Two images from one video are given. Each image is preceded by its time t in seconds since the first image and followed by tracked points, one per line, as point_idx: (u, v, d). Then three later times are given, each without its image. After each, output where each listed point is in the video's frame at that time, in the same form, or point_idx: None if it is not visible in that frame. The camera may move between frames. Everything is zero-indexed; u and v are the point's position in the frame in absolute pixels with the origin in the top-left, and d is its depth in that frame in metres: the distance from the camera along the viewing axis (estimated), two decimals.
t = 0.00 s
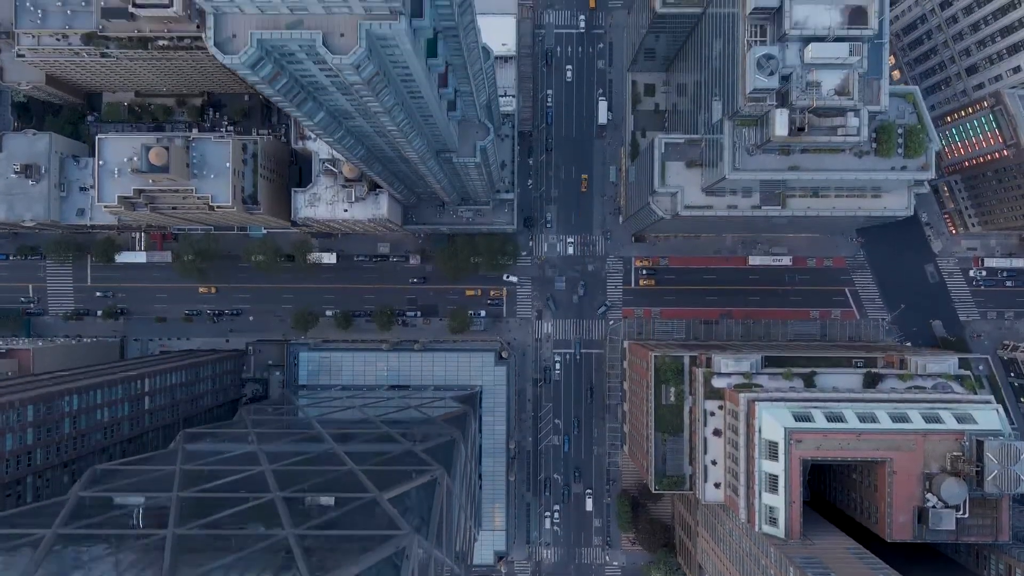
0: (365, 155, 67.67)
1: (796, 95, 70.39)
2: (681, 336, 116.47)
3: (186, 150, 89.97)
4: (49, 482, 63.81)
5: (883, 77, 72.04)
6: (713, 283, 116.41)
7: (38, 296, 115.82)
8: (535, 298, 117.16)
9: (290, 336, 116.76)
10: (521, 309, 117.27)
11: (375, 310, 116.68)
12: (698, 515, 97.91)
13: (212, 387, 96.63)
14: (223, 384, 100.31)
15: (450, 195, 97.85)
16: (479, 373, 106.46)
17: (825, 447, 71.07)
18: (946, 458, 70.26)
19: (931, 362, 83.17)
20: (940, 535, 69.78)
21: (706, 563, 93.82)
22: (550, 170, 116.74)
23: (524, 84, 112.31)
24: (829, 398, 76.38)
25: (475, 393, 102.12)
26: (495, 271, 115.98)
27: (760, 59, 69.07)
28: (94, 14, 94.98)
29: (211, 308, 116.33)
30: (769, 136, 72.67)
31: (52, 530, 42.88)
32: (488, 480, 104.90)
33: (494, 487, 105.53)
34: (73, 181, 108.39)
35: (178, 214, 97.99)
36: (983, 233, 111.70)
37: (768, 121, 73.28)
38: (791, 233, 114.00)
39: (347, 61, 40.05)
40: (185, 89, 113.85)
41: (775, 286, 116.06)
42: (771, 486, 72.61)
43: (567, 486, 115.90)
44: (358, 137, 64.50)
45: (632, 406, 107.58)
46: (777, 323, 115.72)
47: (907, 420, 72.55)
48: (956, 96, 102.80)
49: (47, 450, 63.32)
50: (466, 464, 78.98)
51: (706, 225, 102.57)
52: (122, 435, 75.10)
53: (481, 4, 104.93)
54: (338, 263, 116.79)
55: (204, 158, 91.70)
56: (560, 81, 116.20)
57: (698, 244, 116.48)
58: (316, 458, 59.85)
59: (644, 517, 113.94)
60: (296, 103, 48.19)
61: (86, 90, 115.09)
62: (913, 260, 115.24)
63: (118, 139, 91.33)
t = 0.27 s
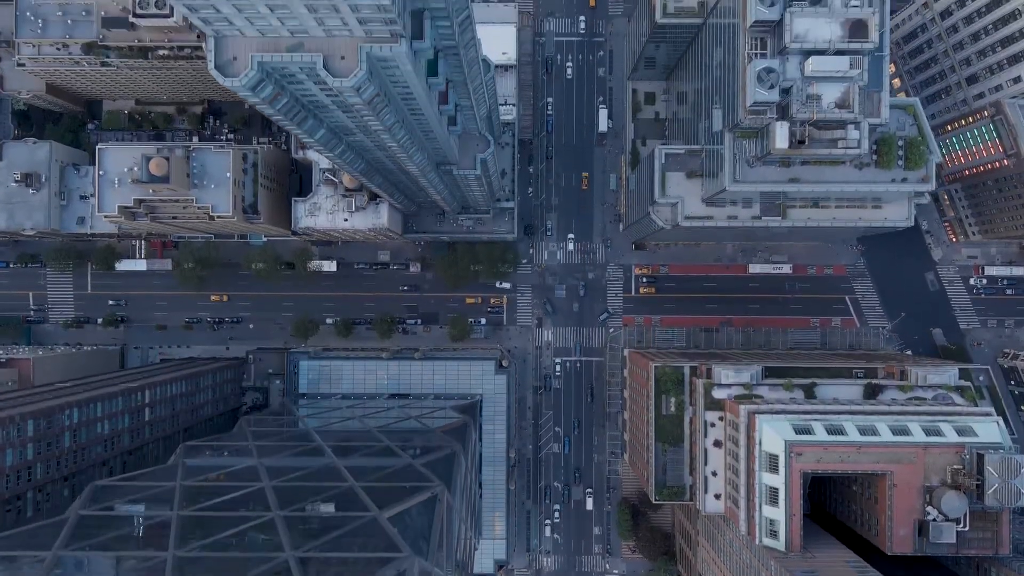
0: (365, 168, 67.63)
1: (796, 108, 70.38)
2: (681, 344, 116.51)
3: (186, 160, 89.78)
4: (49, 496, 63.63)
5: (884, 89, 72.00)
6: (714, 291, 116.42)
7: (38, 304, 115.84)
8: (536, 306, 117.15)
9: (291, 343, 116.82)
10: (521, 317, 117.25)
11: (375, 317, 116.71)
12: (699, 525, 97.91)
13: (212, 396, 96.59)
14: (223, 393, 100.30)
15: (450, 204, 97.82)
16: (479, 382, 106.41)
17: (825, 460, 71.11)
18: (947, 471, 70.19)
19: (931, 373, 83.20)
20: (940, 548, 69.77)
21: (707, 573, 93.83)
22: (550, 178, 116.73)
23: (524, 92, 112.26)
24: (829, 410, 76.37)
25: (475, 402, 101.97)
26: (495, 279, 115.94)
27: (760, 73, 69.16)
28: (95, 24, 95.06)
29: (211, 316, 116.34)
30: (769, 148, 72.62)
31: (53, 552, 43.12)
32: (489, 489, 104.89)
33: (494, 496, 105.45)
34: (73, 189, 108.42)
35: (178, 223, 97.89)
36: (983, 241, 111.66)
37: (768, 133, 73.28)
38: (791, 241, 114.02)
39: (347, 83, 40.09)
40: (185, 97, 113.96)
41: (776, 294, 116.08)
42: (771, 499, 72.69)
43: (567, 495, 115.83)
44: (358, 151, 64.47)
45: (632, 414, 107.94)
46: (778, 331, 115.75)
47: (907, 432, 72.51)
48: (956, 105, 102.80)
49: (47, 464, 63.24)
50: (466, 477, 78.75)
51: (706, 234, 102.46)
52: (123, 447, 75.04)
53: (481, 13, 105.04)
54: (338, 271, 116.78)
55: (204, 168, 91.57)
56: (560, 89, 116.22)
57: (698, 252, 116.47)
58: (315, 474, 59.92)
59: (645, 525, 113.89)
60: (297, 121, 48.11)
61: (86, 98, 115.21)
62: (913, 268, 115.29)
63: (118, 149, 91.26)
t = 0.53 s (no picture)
0: (365, 181, 67.51)
1: (796, 121, 70.35)
2: (681, 352, 116.52)
3: (186, 170, 89.65)
4: (50, 510, 63.56)
5: (884, 102, 71.95)
6: (714, 299, 116.42)
7: (38, 312, 115.80)
8: (536, 314, 117.12)
9: (291, 351, 116.82)
10: (522, 324, 117.24)
11: (376, 325, 116.72)
12: (699, 534, 97.93)
13: (212, 406, 96.75)
14: (224, 402, 100.38)
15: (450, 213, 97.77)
16: (479, 390, 106.30)
17: (825, 472, 71.09)
18: (948, 484, 70.43)
19: (931, 385, 83.26)
20: (941, 561, 69.81)
21: None
22: (550, 186, 116.73)
23: (525, 100, 112.24)
24: (829, 422, 76.34)
25: (475, 411, 101.79)
26: (495, 287, 115.88)
27: (761, 86, 69.13)
28: (95, 33, 94.64)
29: (211, 323, 116.33)
30: (769, 161, 72.58)
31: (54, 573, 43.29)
32: (489, 498, 104.85)
33: (495, 505, 105.33)
34: (73, 198, 108.44)
35: (178, 232, 97.85)
36: (983, 249, 111.75)
37: (768, 145, 73.22)
38: (791, 249, 114.02)
39: (348, 106, 40.09)
40: (185, 105, 114.00)
41: (776, 301, 116.10)
42: (771, 511, 72.74)
43: (567, 503, 115.75)
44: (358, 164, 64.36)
45: (632, 423, 107.92)
46: (778, 339, 115.78)
47: (908, 445, 72.49)
48: (956, 114, 102.77)
49: (47, 479, 63.18)
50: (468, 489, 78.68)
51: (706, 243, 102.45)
52: (123, 459, 75.02)
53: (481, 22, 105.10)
54: (338, 279, 116.82)
55: (205, 178, 91.40)
56: (560, 97, 116.21)
57: (698, 260, 116.49)
58: (315, 490, 60.00)
59: (645, 533, 113.81)
60: (297, 139, 47.96)
61: (86, 106, 115.28)
62: (913, 276, 115.34)
63: (118, 159, 91.22)
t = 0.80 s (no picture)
0: (365, 194, 67.45)
1: (797, 134, 70.36)
2: (681, 359, 116.49)
3: (186, 180, 89.66)
4: (50, 525, 63.52)
5: (885, 114, 71.88)
6: (714, 307, 116.39)
7: (38, 319, 115.81)
8: (536, 321, 117.09)
9: (291, 359, 116.80)
10: (522, 332, 117.22)
11: (376, 333, 116.74)
12: (699, 543, 97.88)
13: (212, 415, 96.82)
14: (224, 411, 100.45)
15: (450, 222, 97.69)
16: (479, 399, 106.24)
17: (826, 485, 71.01)
18: (948, 497, 70.44)
19: (932, 396, 83.22)
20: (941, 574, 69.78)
21: None
22: (551, 194, 116.73)
23: (525, 108, 112.18)
24: (830, 433, 76.31)
25: (476, 420, 101.61)
26: (495, 295, 115.83)
27: (761, 99, 69.14)
28: (96, 42, 94.78)
29: (211, 331, 116.34)
30: (770, 173, 72.58)
31: None
32: (489, 507, 104.82)
33: (495, 514, 105.28)
34: (73, 206, 108.48)
35: (178, 241, 97.84)
36: (983, 257, 111.75)
37: (769, 158, 73.21)
38: (791, 257, 114.03)
39: (349, 129, 40.06)
40: (185, 113, 114.01)
41: (776, 309, 116.09)
42: (772, 524, 72.68)
43: (568, 510, 115.71)
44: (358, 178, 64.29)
45: (633, 431, 107.76)
46: (778, 347, 115.77)
47: (908, 457, 72.42)
48: (957, 123, 102.68)
49: (47, 493, 63.15)
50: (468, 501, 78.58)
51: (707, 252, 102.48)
52: (123, 471, 75.06)
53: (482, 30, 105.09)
54: (338, 286, 116.84)
55: (205, 188, 91.22)
56: (560, 104, 116.20)
57: (699, 268, 116.50)
58: (315, 505, 60.10)
59: (646, 541, 113.73)
60: (298, 158, 47.88)
61: (86, 114, 115.31)
62: (914, 284, 115.34)
63: (118, 169, 91.23)
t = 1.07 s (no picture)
0: (366, 208, 67.43)
1: (798, 146, 70.35)
2: (682, 367, 116.51)
3: (186, 190, 89.59)
4: (51, 539, 63.53)
5: (886, 127, 71.86)
6: (714, 315, 116.39)
7: (38, 327, 115.77)
8: (536, 329, 117.06)
9: (292, 367, 116.82)
10: (522, 340, 117.20)
11: (376, 341, 116.76)
12: (700, 552, 97.88)
13: (213, 424, 96.89)
14: (224, 420, 100.48)
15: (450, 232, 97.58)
16: (480, 407, 106.19)
17: (826, 498, 70.96)
18: (948, 510, 70.41)
19: (932, 406, 83.21)
20: None
21: None
22: (551, 202, 116.75)
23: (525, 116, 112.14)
24: (830, 445, 76.34)
25: (476, 429, 101.56)
26: (495, 303, 115.82)
27: (762, 112, 69.12)
28: (96, 51, 94.87)
29: (211, 339, 116.32)
30: (771, 185, 72.57)
31: None
32: (489, 515, 104.81)
33: (495, 522, 105.26)
34: (73, 214, 108.46)
35: (179, 250, 97.82)
36: (983, 266, 111.76)
37: (769, 170, 73.18)
38: (791, 265, 114.02)
39: (350, 151, 40.02)
40: (185, 120, 114.05)
41: (776, 317, 116.07)
42: (772, 536, 72.63)
43: (568, 518, 115.77)
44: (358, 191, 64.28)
45: (633, 439, 107.62)
46: (778, 355, 115.75)
47: (909, 470, 72.36)
48: (957, 132, 102.63)
49: (48, 508, 63.13)
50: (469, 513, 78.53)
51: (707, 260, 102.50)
52: (123, 482, 75.10)
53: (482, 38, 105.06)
54: (339, 294, 116.85)
55: (206, 198, 91.20)
56: (560, 112, 116.28)
57: (699, 275, 116.50)
58: (316, 520, 60.17)
59: (646, 550, 113.69)
60: (298, 176, 47.83)
61: (86, 121, 115.35)
62: (914, 292, 115.36)
63: (118, 178, 91.11)
